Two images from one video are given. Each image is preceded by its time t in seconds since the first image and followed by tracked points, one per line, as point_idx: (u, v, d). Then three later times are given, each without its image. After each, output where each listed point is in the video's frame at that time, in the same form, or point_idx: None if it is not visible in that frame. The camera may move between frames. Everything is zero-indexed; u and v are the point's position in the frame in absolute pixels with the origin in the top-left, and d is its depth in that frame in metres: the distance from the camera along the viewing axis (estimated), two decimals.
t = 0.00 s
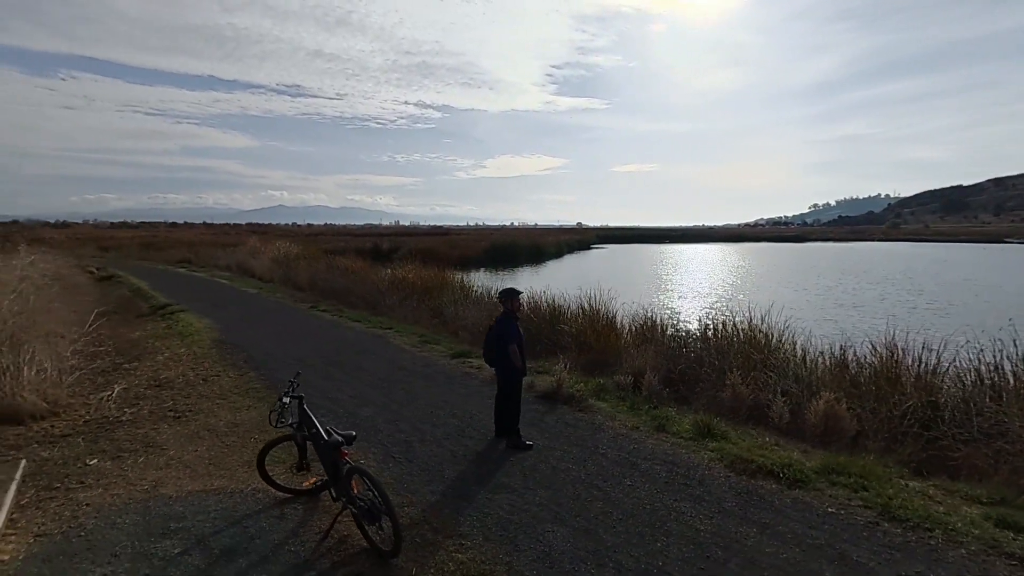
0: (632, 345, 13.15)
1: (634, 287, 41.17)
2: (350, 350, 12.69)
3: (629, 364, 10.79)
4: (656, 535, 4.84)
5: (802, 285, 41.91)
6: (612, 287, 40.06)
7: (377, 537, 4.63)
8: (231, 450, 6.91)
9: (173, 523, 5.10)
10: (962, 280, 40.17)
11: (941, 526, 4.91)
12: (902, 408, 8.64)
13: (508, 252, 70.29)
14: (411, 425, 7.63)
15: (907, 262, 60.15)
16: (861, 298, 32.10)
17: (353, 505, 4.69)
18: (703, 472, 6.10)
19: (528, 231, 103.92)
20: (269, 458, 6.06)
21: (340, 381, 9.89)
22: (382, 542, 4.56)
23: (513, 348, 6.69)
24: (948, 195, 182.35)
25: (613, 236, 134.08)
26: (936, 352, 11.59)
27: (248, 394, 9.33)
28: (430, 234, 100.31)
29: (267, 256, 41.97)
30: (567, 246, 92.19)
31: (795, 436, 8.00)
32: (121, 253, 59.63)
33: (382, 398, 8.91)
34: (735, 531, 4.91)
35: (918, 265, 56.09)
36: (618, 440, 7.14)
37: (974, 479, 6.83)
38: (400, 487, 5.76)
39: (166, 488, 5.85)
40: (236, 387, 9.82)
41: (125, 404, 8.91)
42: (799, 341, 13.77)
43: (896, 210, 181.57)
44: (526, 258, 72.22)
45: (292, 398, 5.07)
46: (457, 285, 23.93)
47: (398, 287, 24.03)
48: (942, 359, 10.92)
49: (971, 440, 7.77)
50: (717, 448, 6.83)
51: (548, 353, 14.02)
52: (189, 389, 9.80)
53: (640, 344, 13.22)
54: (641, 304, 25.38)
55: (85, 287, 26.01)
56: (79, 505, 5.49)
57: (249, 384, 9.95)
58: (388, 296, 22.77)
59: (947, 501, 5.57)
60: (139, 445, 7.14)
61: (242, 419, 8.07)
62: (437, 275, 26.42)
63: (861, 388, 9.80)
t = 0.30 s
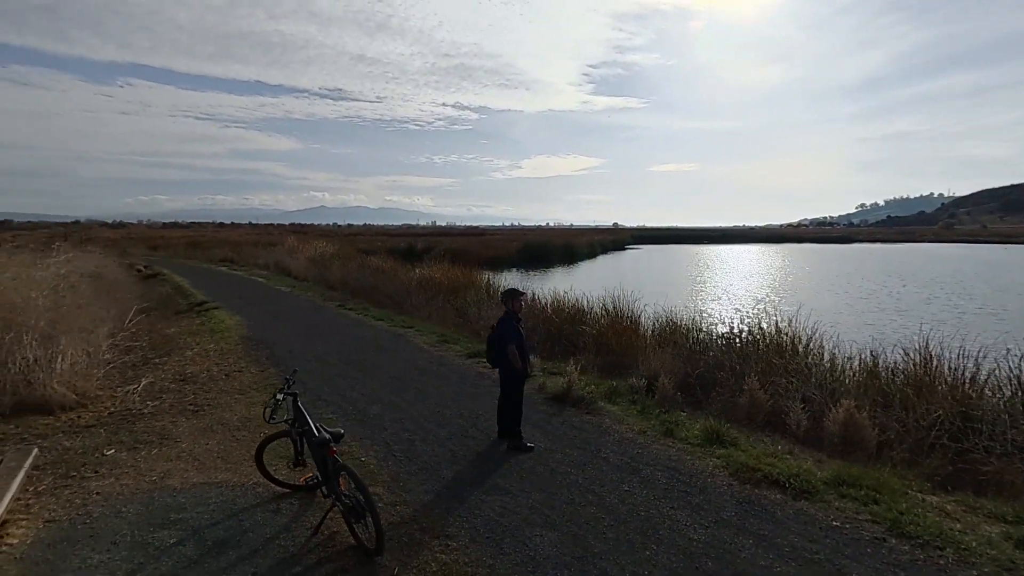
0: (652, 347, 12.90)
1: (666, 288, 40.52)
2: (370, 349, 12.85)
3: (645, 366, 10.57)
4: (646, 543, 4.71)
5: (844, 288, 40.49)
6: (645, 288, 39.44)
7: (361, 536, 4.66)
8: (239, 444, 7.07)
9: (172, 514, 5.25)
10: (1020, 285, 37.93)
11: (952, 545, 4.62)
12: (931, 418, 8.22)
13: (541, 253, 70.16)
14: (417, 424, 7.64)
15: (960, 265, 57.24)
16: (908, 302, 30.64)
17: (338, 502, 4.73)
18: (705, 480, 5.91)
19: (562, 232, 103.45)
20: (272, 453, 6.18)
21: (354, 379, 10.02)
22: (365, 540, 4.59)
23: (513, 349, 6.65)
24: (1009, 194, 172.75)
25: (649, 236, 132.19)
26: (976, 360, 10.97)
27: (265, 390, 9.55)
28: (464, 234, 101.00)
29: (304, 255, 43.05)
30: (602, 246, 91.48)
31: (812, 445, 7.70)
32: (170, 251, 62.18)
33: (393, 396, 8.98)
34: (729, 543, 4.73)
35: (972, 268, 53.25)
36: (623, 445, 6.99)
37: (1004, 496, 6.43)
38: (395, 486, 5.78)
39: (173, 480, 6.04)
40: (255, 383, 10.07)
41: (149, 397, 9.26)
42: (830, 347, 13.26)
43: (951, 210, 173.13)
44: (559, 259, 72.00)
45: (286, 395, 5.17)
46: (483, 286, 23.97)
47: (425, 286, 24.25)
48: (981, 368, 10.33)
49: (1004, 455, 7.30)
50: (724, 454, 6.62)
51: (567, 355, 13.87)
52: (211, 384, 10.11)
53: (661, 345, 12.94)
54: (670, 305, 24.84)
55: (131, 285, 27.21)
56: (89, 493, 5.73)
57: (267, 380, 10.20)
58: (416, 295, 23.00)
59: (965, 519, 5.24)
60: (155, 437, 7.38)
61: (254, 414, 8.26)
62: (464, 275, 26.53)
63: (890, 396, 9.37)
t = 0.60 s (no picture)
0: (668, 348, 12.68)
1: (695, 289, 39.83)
2: (385, 347, 12.98)
3: (657, 369, 10.40)
4: (630, 548, 4.62)
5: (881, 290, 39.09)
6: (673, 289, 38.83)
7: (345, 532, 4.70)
8: (244, 438, 7.24)
9: (170, 505, 5.39)
10: None
11: (956, 561, 4.38)
12: (953, 426, 7.85)
13: (570, 253, 69.82)
14: (418, 422, 7.68)
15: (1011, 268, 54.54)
16: (950, 305, 29.31)
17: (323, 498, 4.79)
18: (702, 486, 5.76)
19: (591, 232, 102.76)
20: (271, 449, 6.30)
21: (364, 376, 10.14)
22: (348, 536, 4.63)
23: (510, 349, 6.64)
24: None
25: (681, 237, 130.11)
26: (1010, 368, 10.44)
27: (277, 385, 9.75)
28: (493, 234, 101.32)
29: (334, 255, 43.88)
30: (632, 246, 90.42)
31: (823, 452, 7.45)
32: (209, 250, 64.27)
33: (399, 394, 9.05)
34: (718, 551, 4.59)
35: None
36: (624, 447, 6.88)
37: None
38: (387, 483, 5.82)
39: (176, 472, 6.21)
40: (270, 379, 10.30)
41: (167, 391, 9.56)
42: (855, 352, 12.81)
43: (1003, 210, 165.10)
44: (588, 259, 71.52)
45: (277, 392, 5.26)
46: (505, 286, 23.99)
47: (447, 286, 24.42)
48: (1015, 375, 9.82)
49: None
50: (725, 459, 6.45)
51: (582, 356, 13.77)
52: (227, 379, 10.38)
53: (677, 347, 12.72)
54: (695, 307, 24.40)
55: (168, 283, 28.19)
56: (97, 483, 5.94)
57: (281, 376, 10.41)
58: (438, 295, 23.16)
59: (976, 534, 4.97)
60: (166, 430, 7.61)
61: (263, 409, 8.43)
62: (487, 275, 26.59)
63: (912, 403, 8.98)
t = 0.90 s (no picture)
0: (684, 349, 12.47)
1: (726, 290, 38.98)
2: (401, 344, 13.15)
3: (668, 371, 10.26)
4: (612, 550, 4.57)
5: (924, 292, 37.50)
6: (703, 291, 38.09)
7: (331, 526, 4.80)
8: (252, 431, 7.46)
9: (172, 493, 5.61)
10: None
11: None
12: (976, 435, 7.48)
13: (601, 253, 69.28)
14: (421, 420, 7.77)
15: None
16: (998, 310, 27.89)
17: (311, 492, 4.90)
18: (696, 490, 5.66)
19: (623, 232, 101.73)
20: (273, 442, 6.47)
21: (376, 373, 10.30)
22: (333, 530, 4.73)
23: (509, 349, 6.65)
24: None
25: (717, 237, 127.52)
26: None
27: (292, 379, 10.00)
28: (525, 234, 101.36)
29: (365, 254, 44.62)
30: (665, 246, 89.08)
31: (833, 459, 7.21)
32: (247, 250, 66.28)
33: (407, 391, 9.16)
34: (701, 557, 4.50)
35: None
36: (622, 450, 6.80)
37: None
38: (380, 479, 5.91)
39: (183, 462, 6.45)
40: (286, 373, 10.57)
41: (188, 384, 9.93)
42: (881, 357, 12.35)
43: None
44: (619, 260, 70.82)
45: (272, 386, 5.40)
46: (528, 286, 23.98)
47: (470, 285, 24.58)
48: None
49: None
50: (725, 464, 6.32)
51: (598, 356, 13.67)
52: (246, 374, 10.70)
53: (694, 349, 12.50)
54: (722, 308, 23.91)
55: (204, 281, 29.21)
56: (109, 470, 6.22)
57: (296, 372, 10.67)
58: (461, 294, 23.32)
59: (981, 549, 4.73)
60: (181, 422, 7.91)
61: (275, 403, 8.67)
62: (511, 275, 26.63)
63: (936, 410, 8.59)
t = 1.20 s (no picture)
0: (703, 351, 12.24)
1: (760, 292, 38.03)
2: (419, 342, 13.33)
3: (681, 373, 10.11)
4: (593, 551, 4.55)
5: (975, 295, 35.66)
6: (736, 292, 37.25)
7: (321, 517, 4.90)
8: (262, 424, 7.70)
9: (179, 482, 5.86)
10: None
11: None
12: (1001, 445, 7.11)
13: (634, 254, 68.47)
14: (426, 417, 7.87)
15: None
16: None
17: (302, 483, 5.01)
18: (690, 494, 5.57)
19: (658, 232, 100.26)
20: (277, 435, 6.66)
21: (389, 370, 10.48)
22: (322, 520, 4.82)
23: (508, 347, 6.67)
24: None
25: (755, 237, 124.33)
26: None
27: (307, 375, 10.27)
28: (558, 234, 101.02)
29: (397, 254, 45.28)
30: (700, 247, 87.33)
31: (844, 466, 6.97)
32: (285, 249, 68.14)
33: (416, 388, 9.30)
34: (682, 561, 4.43)
35: None
36: (621, 451, 6.75)
37: None
38: (376, 473, 6.03)
39: (193, 452, 6.72)
40: (303, 369, 10.86)
41: (211, 377, 10.32)
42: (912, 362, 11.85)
43: None
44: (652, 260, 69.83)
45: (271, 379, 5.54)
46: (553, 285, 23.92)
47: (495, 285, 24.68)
48: None
49: None
50: (724, 468, 6.20)
51: (616, 357, 13.58)
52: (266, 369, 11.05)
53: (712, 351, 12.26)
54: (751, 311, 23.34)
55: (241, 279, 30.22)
56: (125, 458, 6.54)
57: (314, 367, 10.95)
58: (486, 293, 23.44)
59: (985, 565, 4.52)
60: (198, 414, 8.23)
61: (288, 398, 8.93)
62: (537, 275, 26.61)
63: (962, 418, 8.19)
